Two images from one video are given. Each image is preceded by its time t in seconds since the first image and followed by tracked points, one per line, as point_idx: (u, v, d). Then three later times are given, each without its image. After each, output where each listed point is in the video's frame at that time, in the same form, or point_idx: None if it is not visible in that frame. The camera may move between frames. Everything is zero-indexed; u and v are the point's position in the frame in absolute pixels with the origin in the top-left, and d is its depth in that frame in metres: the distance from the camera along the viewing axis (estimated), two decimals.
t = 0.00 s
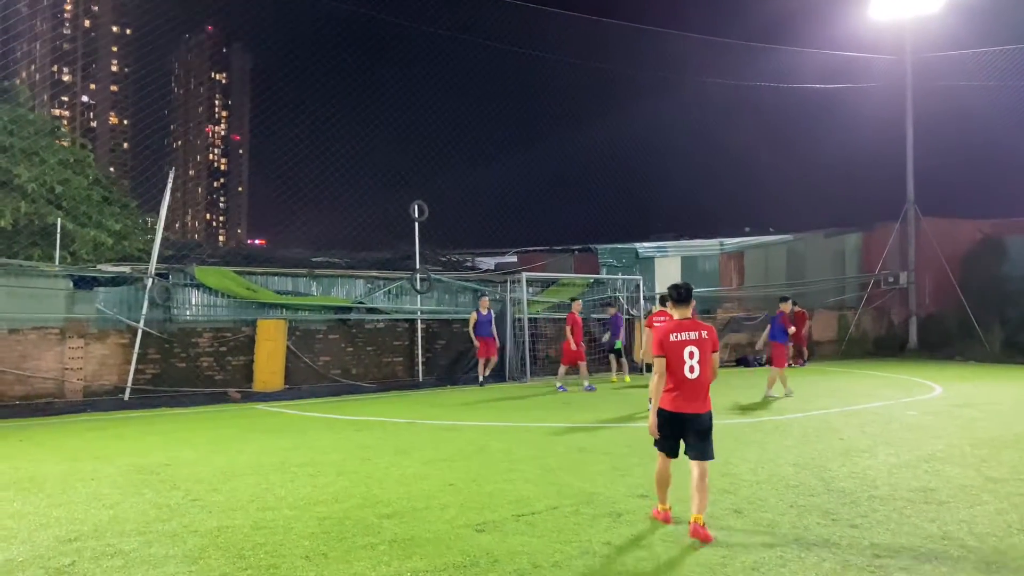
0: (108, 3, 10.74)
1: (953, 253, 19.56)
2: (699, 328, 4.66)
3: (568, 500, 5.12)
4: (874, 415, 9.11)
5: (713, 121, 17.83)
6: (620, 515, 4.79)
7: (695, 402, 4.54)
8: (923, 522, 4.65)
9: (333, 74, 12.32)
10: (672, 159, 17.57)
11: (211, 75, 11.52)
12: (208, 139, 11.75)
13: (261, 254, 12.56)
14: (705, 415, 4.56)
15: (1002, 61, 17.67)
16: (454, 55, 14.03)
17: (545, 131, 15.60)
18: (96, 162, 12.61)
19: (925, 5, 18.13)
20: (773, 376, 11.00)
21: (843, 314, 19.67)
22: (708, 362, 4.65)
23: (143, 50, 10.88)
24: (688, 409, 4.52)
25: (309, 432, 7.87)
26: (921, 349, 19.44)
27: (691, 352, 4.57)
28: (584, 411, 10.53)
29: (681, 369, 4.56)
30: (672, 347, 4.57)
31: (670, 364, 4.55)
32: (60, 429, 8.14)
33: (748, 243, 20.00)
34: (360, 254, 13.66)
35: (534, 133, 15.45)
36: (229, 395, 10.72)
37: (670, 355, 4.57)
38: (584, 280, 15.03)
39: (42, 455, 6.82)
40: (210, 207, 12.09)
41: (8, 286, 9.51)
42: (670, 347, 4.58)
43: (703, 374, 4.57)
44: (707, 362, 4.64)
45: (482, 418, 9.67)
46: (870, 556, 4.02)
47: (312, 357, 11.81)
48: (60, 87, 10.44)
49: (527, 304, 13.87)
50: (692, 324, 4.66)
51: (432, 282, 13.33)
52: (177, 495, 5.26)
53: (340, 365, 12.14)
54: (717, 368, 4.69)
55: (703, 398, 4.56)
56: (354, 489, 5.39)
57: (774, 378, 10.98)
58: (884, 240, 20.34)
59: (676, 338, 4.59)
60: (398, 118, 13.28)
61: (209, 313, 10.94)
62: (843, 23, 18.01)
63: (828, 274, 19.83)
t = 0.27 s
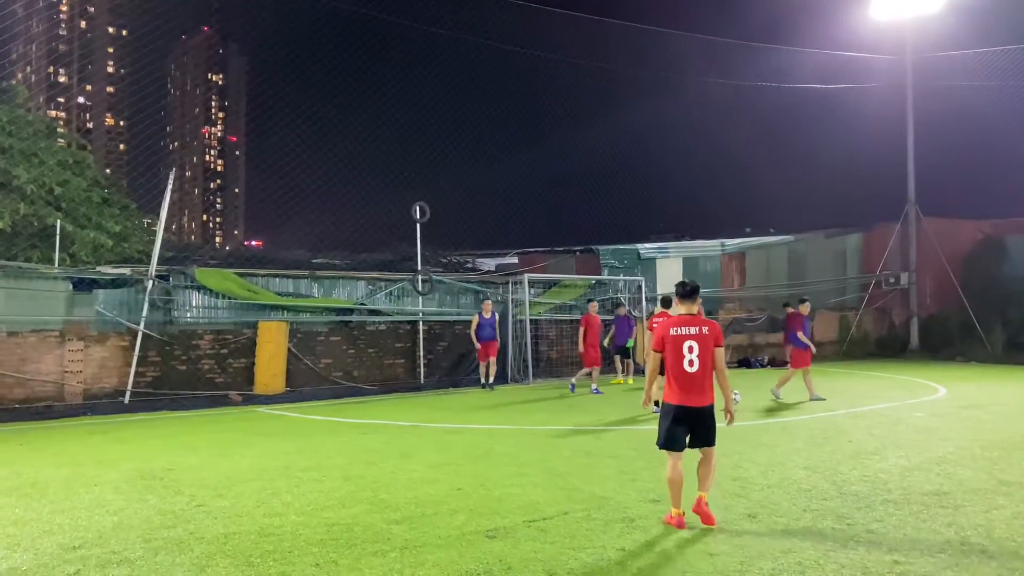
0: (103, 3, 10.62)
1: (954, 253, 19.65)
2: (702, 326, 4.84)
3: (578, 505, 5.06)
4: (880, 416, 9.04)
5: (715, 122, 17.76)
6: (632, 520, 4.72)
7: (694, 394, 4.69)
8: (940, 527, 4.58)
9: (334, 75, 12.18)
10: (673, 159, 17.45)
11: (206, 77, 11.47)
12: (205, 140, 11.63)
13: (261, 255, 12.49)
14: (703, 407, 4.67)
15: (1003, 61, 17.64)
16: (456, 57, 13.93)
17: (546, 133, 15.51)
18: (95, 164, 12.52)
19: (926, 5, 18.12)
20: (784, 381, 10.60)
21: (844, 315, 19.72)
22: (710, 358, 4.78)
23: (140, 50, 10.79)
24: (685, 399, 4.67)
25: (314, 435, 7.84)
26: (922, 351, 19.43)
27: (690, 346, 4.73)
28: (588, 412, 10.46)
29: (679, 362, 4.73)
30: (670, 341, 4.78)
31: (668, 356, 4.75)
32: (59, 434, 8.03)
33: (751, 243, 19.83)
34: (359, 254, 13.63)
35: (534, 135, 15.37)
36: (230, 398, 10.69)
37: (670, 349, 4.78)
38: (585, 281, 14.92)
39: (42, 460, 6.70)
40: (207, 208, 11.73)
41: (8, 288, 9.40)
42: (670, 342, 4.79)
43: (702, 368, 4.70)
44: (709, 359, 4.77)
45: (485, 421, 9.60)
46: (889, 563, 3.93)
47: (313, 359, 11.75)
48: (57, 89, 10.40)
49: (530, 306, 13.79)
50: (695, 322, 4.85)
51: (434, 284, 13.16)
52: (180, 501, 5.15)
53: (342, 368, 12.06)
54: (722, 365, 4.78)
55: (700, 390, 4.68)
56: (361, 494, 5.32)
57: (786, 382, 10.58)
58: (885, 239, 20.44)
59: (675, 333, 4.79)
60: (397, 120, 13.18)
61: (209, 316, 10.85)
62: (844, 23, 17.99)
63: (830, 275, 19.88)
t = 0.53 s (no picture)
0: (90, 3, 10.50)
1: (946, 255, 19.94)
2: (704, 326, 4.78)
3: (577, 506, 5.01)
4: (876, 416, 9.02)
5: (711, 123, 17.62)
6: (631, 521, 4.67)
7: (690, 394, 4.66)
8: (943, 526, 4.54)
9: (322, 74, 12.18)
10: (671, 165, 17.14)
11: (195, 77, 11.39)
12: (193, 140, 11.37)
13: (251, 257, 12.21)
14: (700, 408, 4.65)
15: (994, 61, 17.74)
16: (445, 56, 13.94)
17: (537, 133, 15.47)
18: (84, 164, 12.32)
19: (918, 5, 18.16)
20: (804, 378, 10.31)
21: (836, 314, 19.65)
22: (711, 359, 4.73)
23: (128, 51, 10.76)
24: (680, 399, 4.66)
25: (305, 437, 7.76)
26: (913, 350, 19.42)
27: (688, 346, 4.71)
28: (583, 413, 10.41)
29: (678, 363, 4.73)
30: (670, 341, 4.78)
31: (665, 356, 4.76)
32: (47, 437, 7.88)
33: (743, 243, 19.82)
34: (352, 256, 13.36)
35: (525, 135, 15.36)
36: (221, 399, 10.57)
37: (670, 348, 4.78)
38: (578, 281, 14.93)
39: (29, 464, 6.57)
40: (196, 209, 11.37)
41: None
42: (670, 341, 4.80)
43: (699, 368, 4.68)
44: (709, 360, 4.73)
45: (480, 422, 9.52)
46: (894, 563, 3.88)
47: (305, 360, 11.67)
48: (44, 89, 10.19)
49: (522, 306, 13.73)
50: (697, 322, 4.80)
51: (426, 284, 13.04)
52: (172, 504, 5.07)
53: (334, 368, 11.98)
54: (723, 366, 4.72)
55: (697, 391, 4.66)
56: (356, 496, 5.24)
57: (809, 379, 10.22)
58: (876, 239, 20.67)
59: (674, 333, 4.78)
60: (387, 119, 13.13)
61: (200, 316, 10.75)
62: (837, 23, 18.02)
63: (821, 275, 20.11)
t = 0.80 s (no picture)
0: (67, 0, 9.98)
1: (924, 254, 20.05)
2: (700, 324, 4.95)
3: (562, 506, 4.98)
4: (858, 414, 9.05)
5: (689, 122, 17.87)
6: (617, 520, 4.65)
7: (683, 390, 4.86)
8: (927, 523, 4.55)
9: (302, 76, 12.16)
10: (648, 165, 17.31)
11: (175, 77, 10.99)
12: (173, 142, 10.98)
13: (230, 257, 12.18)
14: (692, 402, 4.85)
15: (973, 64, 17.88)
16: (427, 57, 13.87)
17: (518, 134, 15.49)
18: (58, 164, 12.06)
19: (898, 6, 18.23)
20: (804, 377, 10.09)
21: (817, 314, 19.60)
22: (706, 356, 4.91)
23: (106, 52, 10.18)
24: (674, 394, 4.87)
25: (287, 438, 7.68)
26: (892, 350, 19.37)
27: (682, 343, 4.90)
28: (566, 413, 10.38)
29: (673, 358, 4.93)
30: (666, 338, 4.98)
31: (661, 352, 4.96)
32: (23, 440, 7.73)
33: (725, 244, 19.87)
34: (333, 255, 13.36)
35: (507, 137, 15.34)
36: (201, 401, 10.47)
37: (667, 345, 4.98)
38: (561, 281, 14.93)
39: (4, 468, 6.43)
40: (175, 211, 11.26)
41: None
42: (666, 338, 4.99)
43: (694, 365, 4.87)
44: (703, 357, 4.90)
45: (463, 423, 9.47)
46: (880, 560, 3.88)
47: (286, 361, 11.53)
48: (19, 88, 9.54)
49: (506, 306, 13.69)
50: (692, 320, 4.97)
51: (409, 284, 13.00)
52: (152, 507, 4.99)
53: (315, 370, 11.84)
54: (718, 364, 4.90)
55: (690, 387, 4.85)
56: (340, 498, 5.18)
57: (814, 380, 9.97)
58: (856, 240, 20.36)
59: (671, 330, 4.97)
60: (369, 121, 13.14)
61: (180, 317, 10.61)
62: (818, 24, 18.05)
63: (802, 275, 20.06)
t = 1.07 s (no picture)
0: None
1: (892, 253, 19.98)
2: (681, 325, 5.15)
3: (540, 506, 5.01)
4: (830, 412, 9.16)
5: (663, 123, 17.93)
6: (595, 520, 4.69)
7: (669, 386, 4.96)
8: (899, 520, 4.64)
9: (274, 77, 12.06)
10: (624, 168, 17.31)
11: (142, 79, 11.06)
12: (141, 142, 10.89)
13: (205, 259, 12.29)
14: (676, 399, 4.93)
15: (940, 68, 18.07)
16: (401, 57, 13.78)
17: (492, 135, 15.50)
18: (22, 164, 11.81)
19: (866, 11, 18.39)
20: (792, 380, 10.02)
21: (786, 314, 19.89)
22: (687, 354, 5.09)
23: (71, 50, 10.02)
24: (658, 391, 4.97)
25: (261, 441, 7.62)
26: (861, 349, 19.83)
27: (666, 342, 5.05)
28: (542, 413, 10.40)
29: (657, 357, 5.06)
30: (650, 337, 5.13)
31: (645, 351, 5.09)
32: None
33: (695, 245, 20.23)
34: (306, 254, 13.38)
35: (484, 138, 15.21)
36: (173, 404, 10.42)
37: (651, 345, 5.12)
38: (537, 282, 15.02)
39: None
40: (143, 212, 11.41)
41: None
42: (650, 338, 5.14)
43: (677, 362, 5.01)
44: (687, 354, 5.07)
45: (439, 424, 9.45)
46: (853, 556, 3.95)
47: (259, 364, 11.37)
48: None
49: (481, 307, 13.69)
50: (674, 321, 5.15)
51: (384, 286, 12.97)
52: (126, 511, 4.93)
53: (288, 373, 11.67)
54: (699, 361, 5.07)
55: (674, 383, 4.94)
56: (317, 500, 5.16)
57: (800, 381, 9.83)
58: (824, 242, 20.53)
59: (655, 330, 5.13)
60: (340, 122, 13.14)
61: (151, 320, 10.53)
62: (789, 27, 18.16)
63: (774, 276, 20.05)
